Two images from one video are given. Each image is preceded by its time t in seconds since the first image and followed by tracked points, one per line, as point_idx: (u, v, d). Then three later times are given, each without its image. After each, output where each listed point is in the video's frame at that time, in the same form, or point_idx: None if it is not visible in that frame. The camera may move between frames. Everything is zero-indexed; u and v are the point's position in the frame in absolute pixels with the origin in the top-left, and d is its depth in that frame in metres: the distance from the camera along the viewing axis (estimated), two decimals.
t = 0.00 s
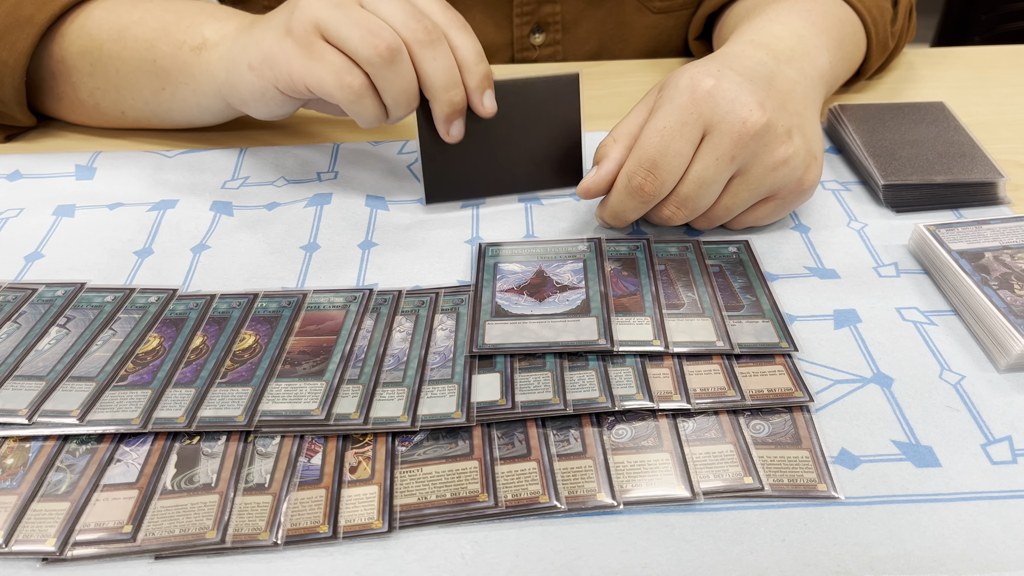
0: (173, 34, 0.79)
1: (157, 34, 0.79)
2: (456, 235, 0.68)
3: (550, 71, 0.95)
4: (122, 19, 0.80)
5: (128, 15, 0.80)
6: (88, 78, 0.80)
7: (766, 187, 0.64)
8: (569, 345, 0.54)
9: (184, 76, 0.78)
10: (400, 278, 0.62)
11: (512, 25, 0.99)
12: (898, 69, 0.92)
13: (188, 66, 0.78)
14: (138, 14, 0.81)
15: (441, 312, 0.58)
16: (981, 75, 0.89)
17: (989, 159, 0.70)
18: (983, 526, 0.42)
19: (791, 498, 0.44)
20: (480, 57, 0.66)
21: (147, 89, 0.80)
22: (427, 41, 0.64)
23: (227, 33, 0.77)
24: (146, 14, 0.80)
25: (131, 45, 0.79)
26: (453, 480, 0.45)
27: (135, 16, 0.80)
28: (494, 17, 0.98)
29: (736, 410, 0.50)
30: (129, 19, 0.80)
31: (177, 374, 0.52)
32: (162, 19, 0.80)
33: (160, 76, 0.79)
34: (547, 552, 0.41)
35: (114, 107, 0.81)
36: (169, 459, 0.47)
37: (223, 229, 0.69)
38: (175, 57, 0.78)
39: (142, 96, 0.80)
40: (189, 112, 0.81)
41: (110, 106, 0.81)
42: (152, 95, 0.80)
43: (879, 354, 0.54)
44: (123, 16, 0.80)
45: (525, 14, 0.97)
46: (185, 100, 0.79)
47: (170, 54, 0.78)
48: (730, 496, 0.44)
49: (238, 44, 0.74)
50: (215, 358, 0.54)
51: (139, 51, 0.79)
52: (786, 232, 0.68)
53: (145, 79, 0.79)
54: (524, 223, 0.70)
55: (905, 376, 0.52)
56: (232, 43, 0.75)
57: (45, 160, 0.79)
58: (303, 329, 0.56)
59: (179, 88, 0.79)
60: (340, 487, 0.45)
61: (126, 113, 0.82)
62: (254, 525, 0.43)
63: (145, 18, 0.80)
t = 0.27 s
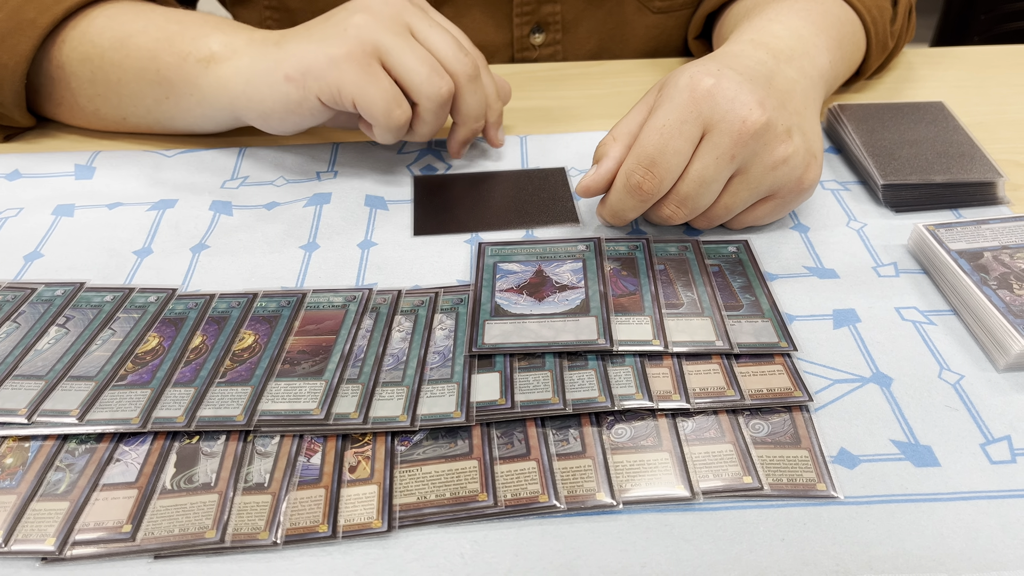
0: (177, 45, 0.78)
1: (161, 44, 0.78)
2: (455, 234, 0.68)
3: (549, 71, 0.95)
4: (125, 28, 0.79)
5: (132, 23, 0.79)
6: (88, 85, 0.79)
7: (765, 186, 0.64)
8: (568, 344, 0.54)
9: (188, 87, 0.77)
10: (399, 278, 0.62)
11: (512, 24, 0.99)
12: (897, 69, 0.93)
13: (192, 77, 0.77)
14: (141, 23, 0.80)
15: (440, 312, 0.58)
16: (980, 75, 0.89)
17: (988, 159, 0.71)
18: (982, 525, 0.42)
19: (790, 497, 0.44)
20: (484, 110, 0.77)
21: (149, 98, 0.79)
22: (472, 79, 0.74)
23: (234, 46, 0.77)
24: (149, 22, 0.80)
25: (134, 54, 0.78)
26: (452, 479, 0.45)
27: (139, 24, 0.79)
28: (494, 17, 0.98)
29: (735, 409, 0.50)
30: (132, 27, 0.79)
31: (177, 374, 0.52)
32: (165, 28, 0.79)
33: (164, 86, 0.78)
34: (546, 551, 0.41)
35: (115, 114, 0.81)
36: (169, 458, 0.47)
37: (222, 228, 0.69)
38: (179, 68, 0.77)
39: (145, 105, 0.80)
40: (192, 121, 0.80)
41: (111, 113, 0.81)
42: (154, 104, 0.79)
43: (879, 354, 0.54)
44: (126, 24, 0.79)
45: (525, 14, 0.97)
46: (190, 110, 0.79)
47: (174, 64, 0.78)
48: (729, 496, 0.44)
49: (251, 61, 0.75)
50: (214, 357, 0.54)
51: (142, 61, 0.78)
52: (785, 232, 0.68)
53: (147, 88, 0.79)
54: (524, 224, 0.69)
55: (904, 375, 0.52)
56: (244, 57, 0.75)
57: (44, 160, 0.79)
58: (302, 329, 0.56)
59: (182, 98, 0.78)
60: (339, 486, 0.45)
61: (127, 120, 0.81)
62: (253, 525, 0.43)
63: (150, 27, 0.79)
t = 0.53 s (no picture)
0: (184, 56, 0.77)
1: (166, 54, 0.77)
2: (454, 234, 0.68)
3: (549, 70, 0.95)
4: (129, 35, 0.78)
5: (136, 30, 0.78)
6: (91, 90, 0.79)
7: (765, 185, 0.64)
8: (568, 343, 0.54)
9: (195, 99, 0.77)
10: (399, 277, 0.62)
11: (511, 23, 0.99)
12: (897, 68, 0.92)
13: (200, 90, 0.76)
14: (145, 30, 0.78)
15: (440, 311, 0.58)
16: (980, 74, 0.89)
17: (988, 158, 0.71)
18: (982, 524, 0.42)
19: (790, 497, 0.44)
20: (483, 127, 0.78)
21: (153, 107, 0.78)
22: (473, 112, 0.76)
23: (242, 60, 0.76)
24: (154, 30, 0.78)
25: (140, 63, 0.77)
26: (452, 479, 0.45)
27: (144, 33, 0.78)
28: (493, 16, 0.98)
29: (735, 409, 0.50)
30: (137, 35, 0.78)
31: (177, 373, 0.52)
32: (172, 37, 0.78)
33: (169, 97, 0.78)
34: (546, 551, 0.41)
35: (118, 120, 0.81)
36: (168, 458, 0.47)
37: (222, 228, 0.69)
38: (186, 81, 0.77)
39: (149, 113, 0.79)
40: (199, 131, 0.80)
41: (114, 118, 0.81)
42: (159, 113, 0.79)
43: (878, 353, 0.54)
44: (130, 32, 0.78)
45: (524, 12, 0.97)
46: (196, 121, 0.79)
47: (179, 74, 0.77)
48: (729, 495, 0.44)
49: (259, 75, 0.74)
50: (214, 357, 0.54)
51: (147, 70, 0.77)
52: (785, 231, 0.68)
53: (152, 97, 0.78)
54: (523, 224, 0.69)
55: (904, 375, 0.52)
56: (252, 73, 0.75)
57: (44, 159, 0.78)
58: (302, 328, 0.56)
59: (189, 109, 0.78)
60: (339, 485, 0.45)
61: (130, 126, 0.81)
62: (252, 525, 0.43)
63: (155, 37, 0.78)
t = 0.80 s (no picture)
0: (184, 61, 0.77)
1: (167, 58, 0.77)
2: (454, 233, 0.68)
3: (548, 70, 0.95)
4: (130, 39, 0.78)
5: (137, 34, 0.78)
6: (90, 93, 0.79)
7: (766, 185, 0.64)
8: (567, 343, 0.54)
9: (196, 104, 0.77)
10: (398, 277, 0.62)
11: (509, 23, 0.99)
12: (896, 68, 0.92)
13: (201, 95, 0.76)
14: (146, 34, 0.78)
15: (439, 311, 0.58)
16: (979, 74, 0.89)
17: (987, 158, 0.71)
18: (981, 524, 0.42)
19: (789, 496, 0.44)
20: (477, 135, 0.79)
21: (153, 111, 0.78)
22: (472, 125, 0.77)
23: (243, 66, 0.76)
24: (155, 34, 0.78)
25: (140, 67, 0.77)
26: (452, 478, 0.45)
27: (145, 37, 0.78)
28: (491, 15, 0.98)
29: (734, 409, 0.50)
30: (137, 38, 0.78)
31: (177, 372, 0.53)
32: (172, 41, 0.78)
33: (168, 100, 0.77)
34: (546, 551, 0.41)
35: (118, 123, 0.81)
36: (167, 458, 0.47)
37: (221, 227, 0.69)
38: (186, 85, 0.76)
39: (148, 117, 0.79)
40: (199, 134, 0.80)
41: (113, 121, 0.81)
42: (159, 117, 0.79)
43: (878, 353, 0.54)
44: (131, 35, 0.78)
45: (522, 12, 0.97)
46: (196, 125, 0.79)
47: (179, 78, 0.77)
48: (729, 495, 0.44)
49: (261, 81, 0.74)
50: (213, 356, 0.54)
51: (147, 74, 0.77)
52: (784, 231, 0.68)
53: (152, 101, 0.78)
54: (523, 224, 0.69)
55: (903, 375, 0.52)
56: (254, 79, 0.75)
57: (43, 159, 0.78)
58: (302, 328, 0.56)
59: (189, 113, 0.78)
60: (338, 485, 0.45)
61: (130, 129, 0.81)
62: (252, 524, 0.43)
63: (155, 41, 0.78)
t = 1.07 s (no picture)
0: (149, 58, 0.74)
1: (132, 56, 0.74)
2: (454, 233, 0.68)
3: (548, 69, 0.95)
4: (99, 39, 0.76)
5: (106, 34, 0.76)
6: (68, 97, 0.78)
7: (762, 184, 0.64)
8: (567, 343, 0.54)
9: (160, 103, 0.73)
10: (397, 276, 0.62)
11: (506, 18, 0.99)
12: (896, 68, 0.93)
13: (163, 91, 0.73)
14: (116, 32, 0.76)
15: (438, 311, 0.58)
16: (978, 74, 0.89)
17: (987, 158, 0.70)
18: (981, 524, 0.42)
19: (789, 496, 0.44)
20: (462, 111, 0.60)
21: (123, 113, 0.76)
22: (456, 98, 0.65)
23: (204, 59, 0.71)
24: (124, 32, 0.76)
25: (108, 67, 0.75)
26: (451, 478, 0.45)
27: (113, 36, 0.76)
28: (488, 11, 0.99)
29: (733, 409, 0.50)
30: (106, 37, 0.76)
31: (176, 372, 0.53)
32: (140, 38, 0.76)
33: (136, 102, 0.75)
34: (545, 550, 0.41)
35: (97, 127, 0.80)
36: (166, 458, 0.47)
37: (221, 227, 0.69)
38: (150, 83, 0.73)
39: (120, 120, 0.77)
40: (169, 137, 0.77)
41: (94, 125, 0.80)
42: (129, 120, 0.77)
43: (878, 353, 0.54)
44: (100, 35, 0.76)
45: (518, 6, 0.97)
46: (163, 125, 0.75)
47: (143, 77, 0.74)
48: (728, 495, 0.44)
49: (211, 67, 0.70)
50: (213, 355, 0.54)
51: (114, 75, 0.75)
52: (784, 231, 0.68)
53: (122, 103, 0.76)
54: (522, 224, 0.69)
55: (903, 374, 0.52)
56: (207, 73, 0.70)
57: (42, 159, 0.78)
58: (301, 327, 0.56)
59: (155, 114, 0.75)
60: (338, 485, 0.45)
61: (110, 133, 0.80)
62: (251, 523, 0.43)
63: (125, 39, 0.76)
